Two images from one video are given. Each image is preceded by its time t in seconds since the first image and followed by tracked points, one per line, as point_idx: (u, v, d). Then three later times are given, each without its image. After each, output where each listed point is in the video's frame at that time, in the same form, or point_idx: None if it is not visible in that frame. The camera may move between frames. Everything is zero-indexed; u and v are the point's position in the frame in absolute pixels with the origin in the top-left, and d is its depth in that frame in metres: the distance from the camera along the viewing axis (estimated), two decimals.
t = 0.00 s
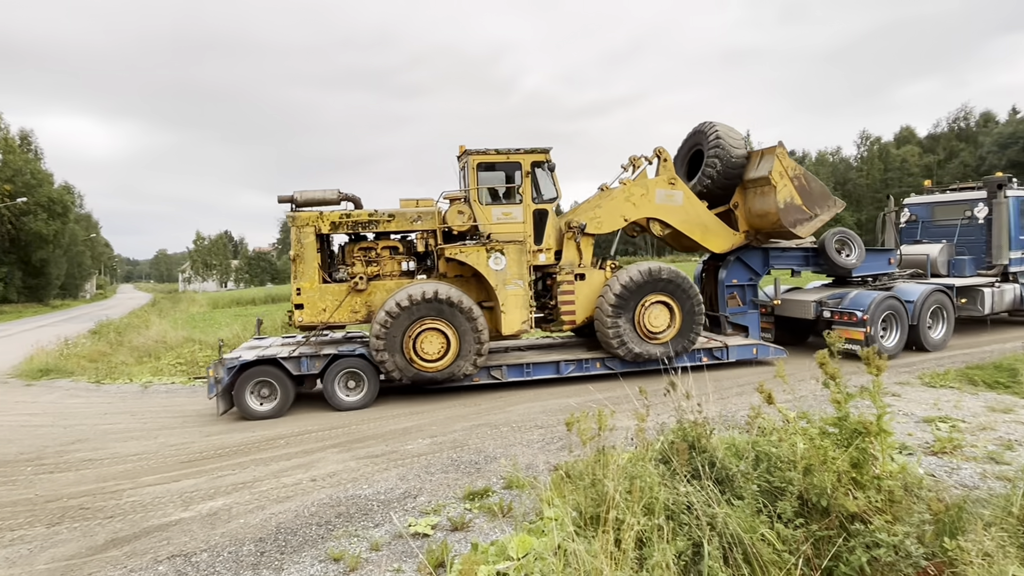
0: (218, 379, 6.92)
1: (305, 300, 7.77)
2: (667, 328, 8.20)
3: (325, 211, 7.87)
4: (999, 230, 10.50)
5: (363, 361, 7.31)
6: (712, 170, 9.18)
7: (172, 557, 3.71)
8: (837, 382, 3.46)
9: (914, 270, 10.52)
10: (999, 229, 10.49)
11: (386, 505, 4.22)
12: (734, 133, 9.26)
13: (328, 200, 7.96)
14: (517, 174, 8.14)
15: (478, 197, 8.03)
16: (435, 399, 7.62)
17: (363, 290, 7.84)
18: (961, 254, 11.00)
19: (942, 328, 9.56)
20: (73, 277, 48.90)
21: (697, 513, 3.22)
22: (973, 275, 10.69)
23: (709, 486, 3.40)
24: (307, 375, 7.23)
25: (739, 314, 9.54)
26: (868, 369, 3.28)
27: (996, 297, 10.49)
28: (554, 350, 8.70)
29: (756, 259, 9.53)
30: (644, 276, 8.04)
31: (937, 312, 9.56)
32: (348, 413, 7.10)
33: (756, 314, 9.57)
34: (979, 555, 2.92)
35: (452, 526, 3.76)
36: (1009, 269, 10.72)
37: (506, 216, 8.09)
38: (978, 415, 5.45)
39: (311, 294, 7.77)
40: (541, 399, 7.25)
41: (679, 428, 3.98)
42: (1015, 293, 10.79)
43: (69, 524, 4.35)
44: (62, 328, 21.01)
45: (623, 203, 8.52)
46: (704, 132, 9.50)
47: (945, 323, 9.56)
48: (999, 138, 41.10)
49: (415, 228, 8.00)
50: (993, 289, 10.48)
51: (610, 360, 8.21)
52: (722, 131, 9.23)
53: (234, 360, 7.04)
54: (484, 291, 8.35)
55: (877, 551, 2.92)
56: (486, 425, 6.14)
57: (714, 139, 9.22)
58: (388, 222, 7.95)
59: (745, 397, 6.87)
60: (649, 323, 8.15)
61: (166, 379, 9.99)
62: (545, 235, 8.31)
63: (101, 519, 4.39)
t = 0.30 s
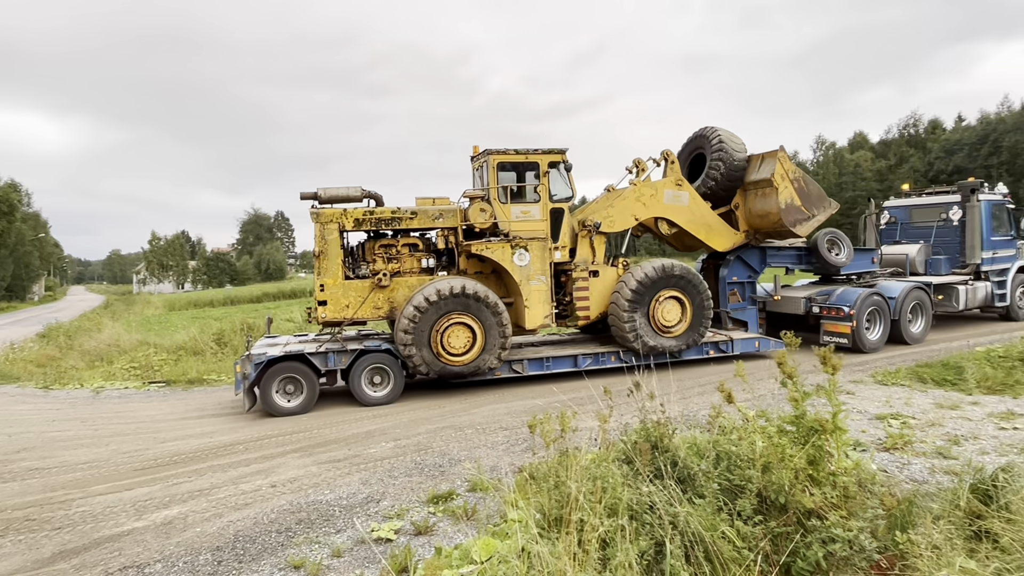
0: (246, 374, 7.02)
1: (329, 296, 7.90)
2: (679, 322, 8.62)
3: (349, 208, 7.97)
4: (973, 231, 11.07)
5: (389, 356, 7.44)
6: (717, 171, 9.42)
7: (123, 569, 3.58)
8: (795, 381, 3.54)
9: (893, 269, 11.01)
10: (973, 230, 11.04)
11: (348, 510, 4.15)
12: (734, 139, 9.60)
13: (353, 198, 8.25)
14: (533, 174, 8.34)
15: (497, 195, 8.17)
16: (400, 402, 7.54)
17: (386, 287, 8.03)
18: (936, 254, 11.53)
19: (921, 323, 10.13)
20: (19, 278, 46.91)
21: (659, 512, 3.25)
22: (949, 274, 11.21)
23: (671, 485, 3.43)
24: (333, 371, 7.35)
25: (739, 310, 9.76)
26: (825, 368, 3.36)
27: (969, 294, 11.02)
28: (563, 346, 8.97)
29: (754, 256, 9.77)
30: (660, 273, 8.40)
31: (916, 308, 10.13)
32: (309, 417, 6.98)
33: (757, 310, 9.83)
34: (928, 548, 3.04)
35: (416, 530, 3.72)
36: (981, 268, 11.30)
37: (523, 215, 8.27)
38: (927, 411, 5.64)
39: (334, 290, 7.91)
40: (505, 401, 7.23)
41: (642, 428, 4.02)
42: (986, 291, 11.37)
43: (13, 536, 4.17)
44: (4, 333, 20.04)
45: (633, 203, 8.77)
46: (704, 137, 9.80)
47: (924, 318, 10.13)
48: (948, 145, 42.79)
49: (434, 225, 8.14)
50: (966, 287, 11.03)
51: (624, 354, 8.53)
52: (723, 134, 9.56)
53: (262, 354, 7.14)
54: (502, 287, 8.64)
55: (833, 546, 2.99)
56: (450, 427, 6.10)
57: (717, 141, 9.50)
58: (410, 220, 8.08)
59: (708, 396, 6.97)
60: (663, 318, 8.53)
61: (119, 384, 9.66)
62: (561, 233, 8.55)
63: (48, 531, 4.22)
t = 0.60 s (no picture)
0: (271, 370, 7.11)
1: (349, 293, 8.13)
2: (681, 318, 9.06)
3: (369, 207, 8.25)
4: (941, 233, 11.60)
5: (411, 352, 7.67)
6: (711, 175, 9.99)
7: None
8: (750, 381, 3.60)
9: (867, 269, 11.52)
10: (940, 232, 11.57)
11: (305, 516, 4.07)
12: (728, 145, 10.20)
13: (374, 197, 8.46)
14: (545, 175, 8.74)
15: (512, 196, 8.53)
16: (361, 405, 7.44)
17: (405, 284, 8.30)
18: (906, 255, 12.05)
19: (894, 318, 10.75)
20: None
21: (618, 513, 3.27)
22: (921, 273, 11.86)
23: (630, 485, 3.46)
24: (354, 367, 7.52)
25: (732, 307, 10.25)
26: (779, 368, 3.42)
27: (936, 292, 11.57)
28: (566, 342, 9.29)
29: (745, 255, 10.28)
30: (666, 270, 8.86)
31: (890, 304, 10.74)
32: (265, 421, 6.83)
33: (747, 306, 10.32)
34: (876, 541, 3.14)
35: (375, 535, 3.67)
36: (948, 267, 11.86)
37: (538, 214, 8.64)
38: (876, 409, 5.83)
39: (354, 287, 8.14)
40: (465, 403, 7.20)
41: (602, 429, 4.03)
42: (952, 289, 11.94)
43: None
44: None
45: (636, 204, 9.24)
46: (700, 142, 10.36)
47: (897, 314, 10.75)
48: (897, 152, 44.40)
49: (451, 225, 8.48)
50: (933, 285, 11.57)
51: (631, 348, 8.88)
52: (719, 140, 10.12)
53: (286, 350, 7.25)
54: (517, 284, 9.02)
55: (786, 542, 3.05)
56: (410, 430, 6.04)
57: (711, 146, 10.07)
58: (428, 218, 8.40)
59: (666, 396, 7.08)
60: (667, 313, 8.97)
61: (64, 390, 9.27)
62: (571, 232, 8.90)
63: None
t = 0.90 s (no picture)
0: (295, 366, 7.16)
1: (366, 290, 8.11)
2: (679, 314, 9.49)
3: (385, 206, 8.33)
4: (906, 235, 12.29)
5: (429, 348, 7.88)
6: (704, 179, 10.31)
7: None
8: (705, 381, 3.66)
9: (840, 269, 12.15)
10: (906, 234, 12.26)
11: (258, 524, 3.97)
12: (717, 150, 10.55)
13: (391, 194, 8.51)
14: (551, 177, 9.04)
15: (521, 196, 8.78)
16: (340, 405, 7.41)
17: (421, 281, 8.29)
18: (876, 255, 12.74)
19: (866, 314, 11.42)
20: None
21: (575, 514, 3.28)
22: (888, 272, 12.49)
23: (587, 486, 3.48)
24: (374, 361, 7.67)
25: (721, 304, 10.79)
26: (732, 368, 3.49)
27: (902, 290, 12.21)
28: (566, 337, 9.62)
29: (732, 255, 10.82)
30: (666, 268, 9.30)
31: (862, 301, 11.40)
32: (218, 425, 6.64)
33: (734, 303, 10.86)
34: (824, 536, 3.24)
35: (330, 542, 3.60)
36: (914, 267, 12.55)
37: (545, 214, 8.93)
38: (824, 407, 6.01)
39: (371, 284, 8.13)
40: (424, 405, 7.14)
41: (560, 431, 4.02)
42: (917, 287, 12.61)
43: None
44: None
45: (635, 206, 9.55)
46: (690, 147, 10.66)
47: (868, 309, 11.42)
48: (845, 158, 45.95)
49: (463, 224, 8.71)
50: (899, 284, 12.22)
51: (633, 343, 9.26)
52: (711, 145, 10.50)
53: (307, 347, 7.31)
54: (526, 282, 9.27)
55: (739, 539, 3.11)
56: (367, 434, 5.96)
57: (703, 151, 10.43)
58: (442, 217, 8.58)
59: (624, 396, 7.18)
60: (667, 309, 9.39)
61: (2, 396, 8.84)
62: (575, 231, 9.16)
63: None
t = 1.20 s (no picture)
0: (318, 363, 7.34)
1: (381, 288, 8.38)
2: (672, 311, 10.04)
3: (399, 206, 8.57)
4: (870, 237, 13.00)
5: (442, 345, 8.17)
6: (691, 184, 10.92)
7: None
8: (660, 382, 3.71)
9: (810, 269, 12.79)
10: (870, 237, 12.96)
11: (206, 533, 3.85)
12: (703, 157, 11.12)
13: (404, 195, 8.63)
14: (553, 179, 9.56)
15: (526, 198, 9.27)
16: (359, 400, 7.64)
17: (432, 279, 8.62)
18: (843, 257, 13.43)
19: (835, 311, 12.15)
20: None
21: (531, 515, 3.28)
22: (854, 272, 13.26)
23: (543, 488, 3.48)
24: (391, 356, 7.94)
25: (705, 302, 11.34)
26: (687, 369, 3.54)
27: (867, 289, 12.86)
28: (563, 335, 9.96)
29: (715, 256, 11.39)
30: (662, 268, 9.87)
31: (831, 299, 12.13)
32: (168, 432, 6.43)
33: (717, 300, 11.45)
34: (773, 533, 3.32)
35: (282, 550, 3.52)
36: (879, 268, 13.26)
37: (548, 215, 9.37)
38: (775, 405, 6.17)
39: (386, 282, 8.40)
40: (380, 409, 7.04)
41: (517, 433, 4.00)
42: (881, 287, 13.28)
43: None
44: None
45: (629, 208, 10.08)
46: (678, 154, 11.21)
47: (836, 306, 12.16)
48: (796, 163, 47.39)
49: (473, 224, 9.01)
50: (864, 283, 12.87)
51: (630, 339, 9.73)
52: (699, 152, 11.08)
53: (329, 344, 7.51)
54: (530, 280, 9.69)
55: (692, 537, 3.16)
56: (322, 438, 5.86)
57: (690, 158, 11.02)
58: (452, 218, 8.87)
59: (584, 397, 7.24)
60: (661, 306, 9.95)
61: None
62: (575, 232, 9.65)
63: None
